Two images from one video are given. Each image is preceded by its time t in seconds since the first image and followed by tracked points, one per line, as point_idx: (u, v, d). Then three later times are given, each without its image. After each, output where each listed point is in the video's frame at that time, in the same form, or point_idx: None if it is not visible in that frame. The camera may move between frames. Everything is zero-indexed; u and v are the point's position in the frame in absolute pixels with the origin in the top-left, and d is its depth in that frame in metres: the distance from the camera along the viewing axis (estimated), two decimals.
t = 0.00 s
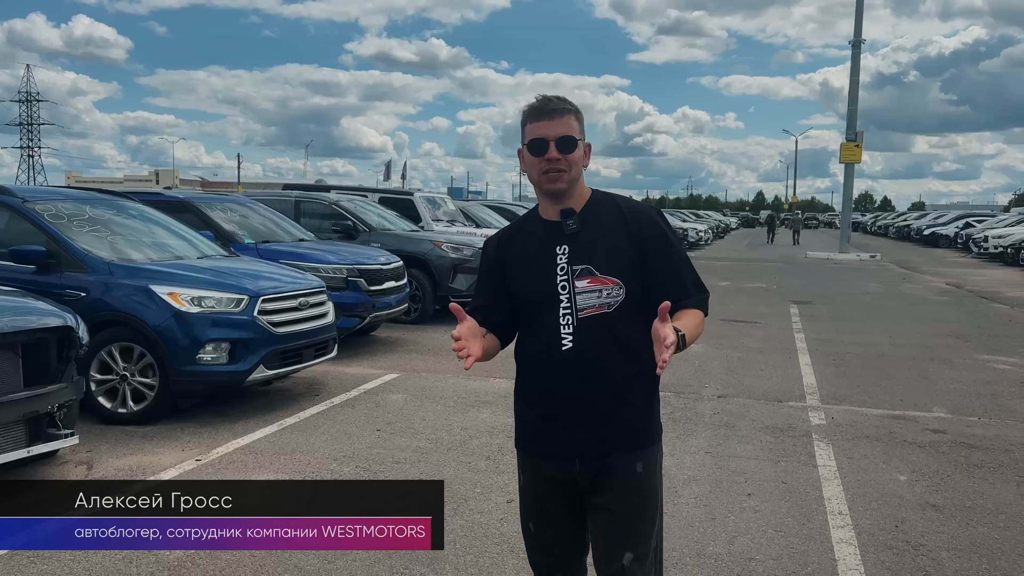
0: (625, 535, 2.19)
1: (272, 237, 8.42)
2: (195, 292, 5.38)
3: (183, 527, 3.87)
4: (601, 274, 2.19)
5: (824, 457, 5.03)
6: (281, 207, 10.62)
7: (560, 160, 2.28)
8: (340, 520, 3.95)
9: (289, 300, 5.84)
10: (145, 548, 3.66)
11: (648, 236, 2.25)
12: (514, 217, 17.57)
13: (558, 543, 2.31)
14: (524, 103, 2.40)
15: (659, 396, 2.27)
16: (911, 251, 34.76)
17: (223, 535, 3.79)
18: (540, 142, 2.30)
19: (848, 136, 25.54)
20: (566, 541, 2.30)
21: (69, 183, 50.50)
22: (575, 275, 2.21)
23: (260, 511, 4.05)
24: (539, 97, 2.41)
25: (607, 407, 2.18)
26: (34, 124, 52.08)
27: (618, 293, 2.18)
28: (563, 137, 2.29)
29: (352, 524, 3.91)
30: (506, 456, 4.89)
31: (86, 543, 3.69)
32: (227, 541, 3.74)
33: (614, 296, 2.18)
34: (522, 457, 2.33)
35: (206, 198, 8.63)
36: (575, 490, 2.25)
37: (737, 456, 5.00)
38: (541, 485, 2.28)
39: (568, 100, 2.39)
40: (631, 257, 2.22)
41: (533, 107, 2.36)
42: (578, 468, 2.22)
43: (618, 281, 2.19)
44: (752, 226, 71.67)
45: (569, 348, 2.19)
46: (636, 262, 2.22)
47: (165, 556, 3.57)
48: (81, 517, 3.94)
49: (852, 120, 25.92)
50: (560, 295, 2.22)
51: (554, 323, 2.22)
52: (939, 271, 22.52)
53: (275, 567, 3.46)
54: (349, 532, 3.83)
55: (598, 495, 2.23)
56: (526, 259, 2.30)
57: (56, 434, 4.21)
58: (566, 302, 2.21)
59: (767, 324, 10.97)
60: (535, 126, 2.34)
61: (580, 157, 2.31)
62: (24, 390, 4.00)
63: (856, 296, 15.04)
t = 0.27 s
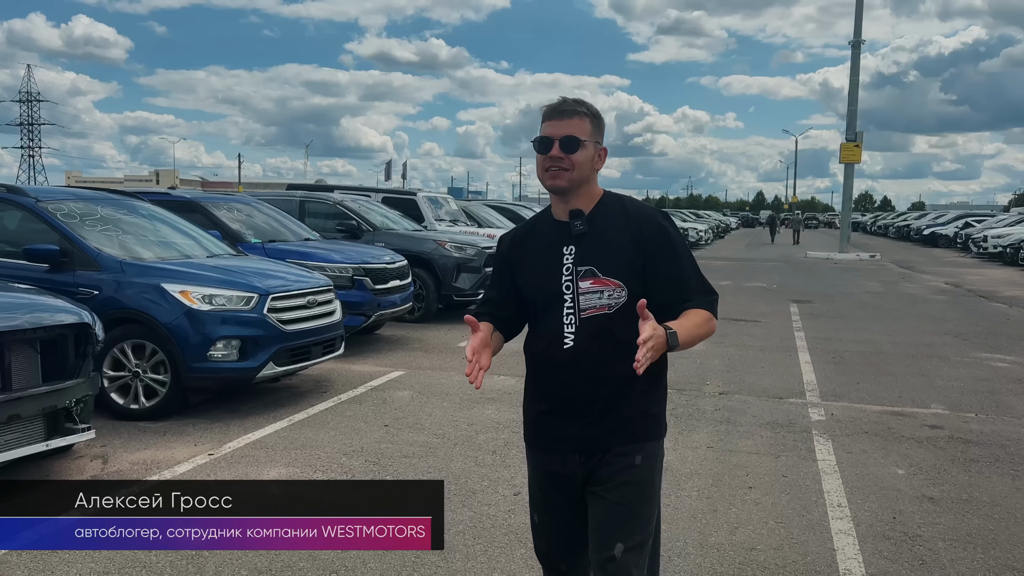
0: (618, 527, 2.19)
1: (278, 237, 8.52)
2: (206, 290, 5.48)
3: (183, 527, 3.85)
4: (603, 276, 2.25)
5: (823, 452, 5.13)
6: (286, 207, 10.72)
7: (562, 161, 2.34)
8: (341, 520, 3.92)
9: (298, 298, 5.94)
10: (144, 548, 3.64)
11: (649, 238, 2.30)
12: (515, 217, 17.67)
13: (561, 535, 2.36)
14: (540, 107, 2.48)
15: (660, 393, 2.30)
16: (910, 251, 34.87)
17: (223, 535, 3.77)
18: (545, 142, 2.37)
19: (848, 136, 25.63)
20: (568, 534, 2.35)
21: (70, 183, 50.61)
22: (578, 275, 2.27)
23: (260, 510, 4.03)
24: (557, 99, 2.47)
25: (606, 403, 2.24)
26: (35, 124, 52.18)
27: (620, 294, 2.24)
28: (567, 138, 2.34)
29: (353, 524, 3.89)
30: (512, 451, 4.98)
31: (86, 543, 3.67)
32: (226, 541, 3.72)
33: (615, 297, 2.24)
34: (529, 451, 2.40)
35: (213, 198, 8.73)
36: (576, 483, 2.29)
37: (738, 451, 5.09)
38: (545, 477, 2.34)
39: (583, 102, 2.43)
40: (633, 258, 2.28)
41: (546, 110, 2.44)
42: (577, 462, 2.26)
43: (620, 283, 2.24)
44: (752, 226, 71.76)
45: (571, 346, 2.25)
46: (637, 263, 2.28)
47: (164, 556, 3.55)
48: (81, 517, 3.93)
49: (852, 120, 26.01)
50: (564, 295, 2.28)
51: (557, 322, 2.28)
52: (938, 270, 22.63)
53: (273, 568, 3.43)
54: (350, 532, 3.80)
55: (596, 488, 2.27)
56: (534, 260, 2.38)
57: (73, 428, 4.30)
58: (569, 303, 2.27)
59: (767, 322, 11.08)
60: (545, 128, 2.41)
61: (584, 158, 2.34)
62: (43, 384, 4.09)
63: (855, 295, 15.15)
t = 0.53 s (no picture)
0: (619, 537, 2.19)
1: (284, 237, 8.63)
2: (217, 289, 5.60)
3: (183, 527, 3.86)
4: (616, 275, 2.18)
5: (821, 447, 5.24)
6: (291, 207, 10.84)
7: (590, 159, 2.29)
8: (341, 520, 3.93)
9: (306, 297, 6.06)
10: (144, 548, 3.65)
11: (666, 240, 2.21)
12: (516, 217, 17.79)
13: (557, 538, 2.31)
14: (574, 106, 2.44)
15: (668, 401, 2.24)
16: (909, 251, 34.99)
17: (223, 535, 3.78)
18: (573, 139, 2.33)
19: (847, 136, 25.76)
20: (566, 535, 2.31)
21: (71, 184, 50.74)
22: (591, 273, 2.21)
23: (261, 511, 4.04)
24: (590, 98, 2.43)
25: (611, 408, 2.18)
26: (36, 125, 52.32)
27: (632, 295, 2.16)
28: (596, 137, 2.29)
29: (353, 524, 3.89)
30: (516, 446, 5.08)
31: (86, 542, 3.68)
32: (226, 541, 3.73)
33: (627, 298, 2.17)
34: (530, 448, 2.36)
35: (220, 199, 8.85)
36: (576, 486, 2.25)
37: (738, 446, 5.20)
38: (544, 478, 2.30)
39: (616, 104, 2.39)
40: (649, 259, 2.19)
41: (579, 110, 2.40)
42: (579, 465, 2.23)
43: (633, 284, 2.16)
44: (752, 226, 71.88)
45: (577, 346, 2.20)
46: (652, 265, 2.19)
47: (163, 556, 3.57)
48: (82, 517, 3.94)
49: (852, 121, 26.13)
50: (575, 292, 2.23)
51: (566, 320, 2.23)
52: (937, 270, 22.75)
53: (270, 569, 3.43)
54: (350, 532, 3.81)
55: (596, 493, 2.23)
56: (546, 255, 2.33)
57: (90, 423, 4.42)
58: (579, 300, 2.22)
59: (766, 321, 11.21)
60: (575, 126, 2.37)
61: (611, 159, 2.29)
62: (62, 380, 4.21)
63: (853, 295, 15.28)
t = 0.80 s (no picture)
0: (633, 535, 2.23)
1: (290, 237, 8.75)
2: (227, 287, 5.72)
3: (184, 526, 3.87)
4: (639, 276, 2.24)
5: (818, 442, 5.37)
6: (295, 207, 10.97)
7: (625, 156, 2.34)
8: (341, 520, 3.94)
9: (314, 295, 6.18)
10: (144, 548, 3.65)
11: (686, 245, 2.29)
12: (517, 217, 17.92)
13: (566, 537, 2.35)
14: (602, 101, 2.48)
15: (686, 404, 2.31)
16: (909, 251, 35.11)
17: (224, 535, 3.79)
18: (609, 135, 2.37)
19: (846, 137, 25.88)
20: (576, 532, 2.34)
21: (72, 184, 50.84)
22: (613, 273, 2.27)
23: (261, 511, 4.05)
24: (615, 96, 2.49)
25: (630, 407, 2.24)
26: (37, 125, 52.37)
27: (653, 297, 2.24)
28: (633, 135, 2.35)
29: (353, 524, 3.90)
30: (521, 441, 5.20)
31: (86, 542, 3.68)
32: (226, 541, 3.73)
33: (648, 300, 2.24)
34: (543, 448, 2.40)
35: (226, 199, 8.97)
36: (591, 485, 2.29)
37: (738, 441, 5.32)
38: (557, 477, 2.33)
39: (643, 104, 2.46)
40: (669, 264, 2.27)
41: (608, 106, 2.44)
42: (595, 463, 2.27)
43: (654, 286, 2.24)
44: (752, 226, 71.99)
45: (597, 345, 2.25)
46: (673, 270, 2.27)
47: (164, 555, 3.57)
48: (81, 517, 3.93)
49: (851, 121, 26.26)
50: (596, 291, 2.28)
51: (585, 319, 2.28)
52: (936, 270, 22.88)
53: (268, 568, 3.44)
54: (350, 532, 3.82)
55: (610, 492, 2.28)
56: (565, 254, 2.36)
57: (106, 418, 4.53)
58: (600, 299, 2.27)
59: (765, 320, 11.33)
60: (607, 122, 2.41)
61: (645, 158, 2.36)
62: (80, 375, 4.34)
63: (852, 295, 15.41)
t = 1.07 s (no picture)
0: (642, 531, 2.28)
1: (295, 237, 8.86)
2: (237, 287, 5.83)
3: (183, 527, 3.86)
4: (658, 283, 2.25)
5: (817, 438, 5.47)
6: (299, 208, 11.07)
7: (646, 160, 2.33)
8: (341, 520, 3.95)
9: (322, 295, 6.29)
10: (143, 548, 3.65)
11: (707, 251, 2.30)
12: (519, 218, 18.03)
13: (567, 534, 2.35)
14: (618, 99, 2.46)
15: (697, 405, 2.32)
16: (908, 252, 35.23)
17: (223, 535, 3.78)
18: (630, 137, 2.35)
19: (846, 137, 25.99)
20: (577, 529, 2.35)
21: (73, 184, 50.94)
22: (632, 278, 2.26)
23: (261, 511, 4.05)
24: (633, 94, 2.47)
25: (643, 410, 2.25)
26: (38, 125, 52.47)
27: (671, 304, 2.25)
28: (653, 137, 2.34)
29: (353, 524, 3.91)
30: (525, 438, 5.29)
31: (85, 542, 3.67)
32: (226, 541, 3.73)
33: (666, 307, 2.25)
34: (548, 444, 2.39)
35: (232, 200, 9.07)
36: (597, 483, 2.31)
37: (738, 437, 5.42)
38: (563, 476, 2.33)
39: (661, 103, 2.44)
40: (686, 269, 2.29)
41: (626, 105, 2.43)
42: (603, 463, 2.28)
43: (673, 292, 2.25)
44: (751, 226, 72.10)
45: (614, 349, 2.25)
46: (690, 276, 2.28)
47: (162, 554, 3.57)
48: (81, 517, 3.94)
49: (850, 122, 26.37)
50: (614, 296, 2.28)
51: (602, 322, 2.28)
52: (934, 270, 23.00)
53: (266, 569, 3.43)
54: (350, 532, 3.82)
55: (618, 492, 2.30)
56: (582, 256, 2.36)
57: (120, 414, 4.63)
58: (618, 304, 2.26)
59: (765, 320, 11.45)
60: (626, 122, 2.39)
61: (666, 160, 2.35)
62: (95, 372, 4.44)
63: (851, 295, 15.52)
